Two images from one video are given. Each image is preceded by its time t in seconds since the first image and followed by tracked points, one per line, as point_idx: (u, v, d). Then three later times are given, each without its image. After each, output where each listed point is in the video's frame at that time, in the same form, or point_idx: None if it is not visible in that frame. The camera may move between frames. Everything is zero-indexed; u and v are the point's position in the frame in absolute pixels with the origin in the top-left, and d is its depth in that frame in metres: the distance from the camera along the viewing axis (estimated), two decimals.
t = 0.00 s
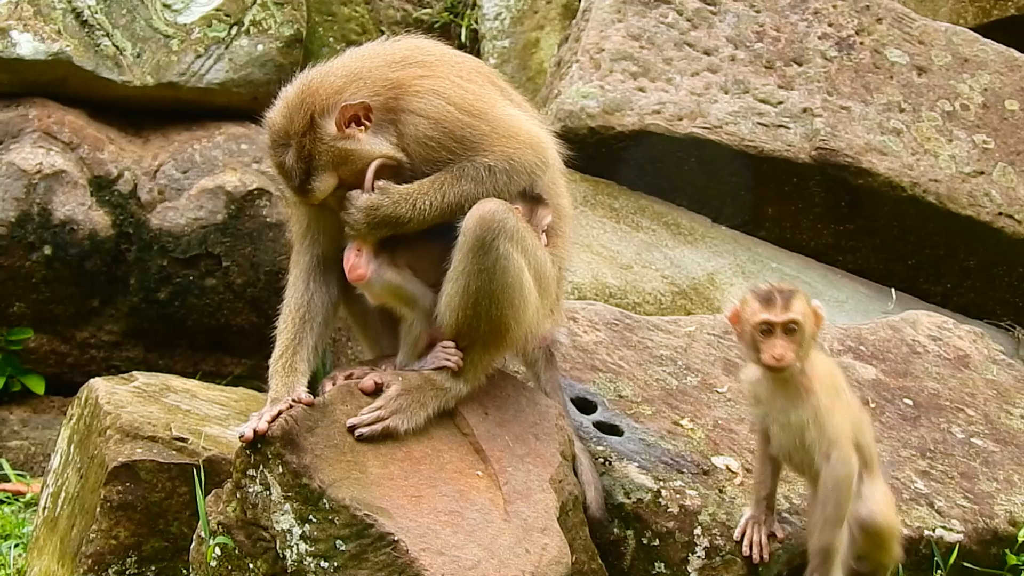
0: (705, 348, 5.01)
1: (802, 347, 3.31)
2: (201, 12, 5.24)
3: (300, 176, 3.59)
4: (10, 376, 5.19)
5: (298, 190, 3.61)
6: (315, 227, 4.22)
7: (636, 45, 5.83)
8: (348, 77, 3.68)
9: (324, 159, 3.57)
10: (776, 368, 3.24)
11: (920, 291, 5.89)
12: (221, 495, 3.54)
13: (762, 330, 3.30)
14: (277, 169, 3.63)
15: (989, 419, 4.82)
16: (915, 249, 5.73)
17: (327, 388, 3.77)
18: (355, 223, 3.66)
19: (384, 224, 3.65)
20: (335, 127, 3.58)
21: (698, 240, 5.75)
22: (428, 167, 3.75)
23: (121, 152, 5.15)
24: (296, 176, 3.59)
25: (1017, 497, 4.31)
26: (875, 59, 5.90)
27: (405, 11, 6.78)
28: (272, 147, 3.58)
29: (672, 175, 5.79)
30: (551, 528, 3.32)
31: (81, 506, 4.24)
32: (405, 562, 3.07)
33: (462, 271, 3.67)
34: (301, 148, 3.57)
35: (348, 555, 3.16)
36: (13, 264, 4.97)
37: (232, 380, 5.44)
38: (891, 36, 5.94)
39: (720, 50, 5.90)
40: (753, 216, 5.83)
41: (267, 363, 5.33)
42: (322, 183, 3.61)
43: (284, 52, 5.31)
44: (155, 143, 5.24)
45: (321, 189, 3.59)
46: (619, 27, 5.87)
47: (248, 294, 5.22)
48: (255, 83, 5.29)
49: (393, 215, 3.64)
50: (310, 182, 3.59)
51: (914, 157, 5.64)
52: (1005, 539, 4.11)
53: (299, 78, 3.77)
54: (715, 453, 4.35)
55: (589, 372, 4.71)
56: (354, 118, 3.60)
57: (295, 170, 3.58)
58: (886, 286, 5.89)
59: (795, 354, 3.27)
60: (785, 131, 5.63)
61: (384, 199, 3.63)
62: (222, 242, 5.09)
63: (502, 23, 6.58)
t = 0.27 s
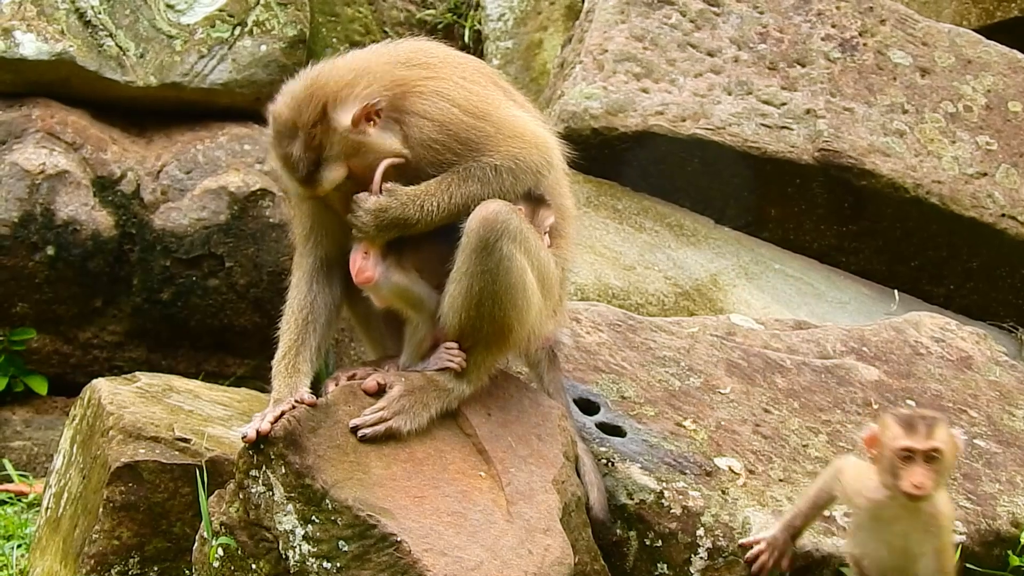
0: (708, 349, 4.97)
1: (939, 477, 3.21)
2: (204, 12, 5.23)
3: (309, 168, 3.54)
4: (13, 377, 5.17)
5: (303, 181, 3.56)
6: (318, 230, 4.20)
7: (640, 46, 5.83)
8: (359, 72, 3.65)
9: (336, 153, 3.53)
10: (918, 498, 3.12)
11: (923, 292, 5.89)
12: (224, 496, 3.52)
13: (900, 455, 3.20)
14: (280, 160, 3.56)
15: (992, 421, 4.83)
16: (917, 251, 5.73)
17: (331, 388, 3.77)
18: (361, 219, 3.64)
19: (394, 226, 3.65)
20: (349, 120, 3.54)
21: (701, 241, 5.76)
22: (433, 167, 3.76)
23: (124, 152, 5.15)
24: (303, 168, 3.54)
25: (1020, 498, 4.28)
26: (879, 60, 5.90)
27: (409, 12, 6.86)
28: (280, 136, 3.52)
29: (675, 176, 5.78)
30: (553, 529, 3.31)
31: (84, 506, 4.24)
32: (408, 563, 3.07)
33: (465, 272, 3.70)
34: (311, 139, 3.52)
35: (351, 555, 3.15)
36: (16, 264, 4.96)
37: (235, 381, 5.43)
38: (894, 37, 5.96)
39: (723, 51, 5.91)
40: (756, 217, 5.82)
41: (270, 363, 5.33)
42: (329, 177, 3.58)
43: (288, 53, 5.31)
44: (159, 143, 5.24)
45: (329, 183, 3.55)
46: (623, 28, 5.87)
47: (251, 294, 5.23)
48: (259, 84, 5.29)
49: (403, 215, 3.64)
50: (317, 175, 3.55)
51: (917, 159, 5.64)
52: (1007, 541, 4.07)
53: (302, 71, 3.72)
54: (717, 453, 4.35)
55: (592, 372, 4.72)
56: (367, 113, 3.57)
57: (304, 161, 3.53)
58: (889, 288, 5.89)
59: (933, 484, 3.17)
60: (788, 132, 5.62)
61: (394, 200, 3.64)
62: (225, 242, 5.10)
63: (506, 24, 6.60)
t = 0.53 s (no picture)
0: (710, 347, 4.97)
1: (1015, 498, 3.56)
2: (204, 12, 5.25)
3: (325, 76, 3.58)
4: (14, 376, 5.17)
5: (317, 88, 3.59)
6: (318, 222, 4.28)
7: (640, 44, 5.84)
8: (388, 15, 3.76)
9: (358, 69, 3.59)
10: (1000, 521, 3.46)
11: (925, 290, 5.88)
12: (225, 495, 3.52)
13: (979, 480, 3.54)
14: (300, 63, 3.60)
15: (994, 418, 4.85)
16: (919, 248, 5.73)
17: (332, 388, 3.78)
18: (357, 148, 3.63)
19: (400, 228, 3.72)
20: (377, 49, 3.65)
21: (702, 238, 5.74)
22: (434, 159, 3.82)
23: (125, 152, 5.15)
24: (323, 74, 3.59)
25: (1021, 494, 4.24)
26: (880, 58, 5.90)
27: (410, 12, 6.75)
28: (312, 36, 3.58)
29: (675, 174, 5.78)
30: (555, 527, 3.32)
31: (86, 506, 4.25)
32: (410, 561, 3.08)
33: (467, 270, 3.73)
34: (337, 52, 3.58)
35: (352, 554, 3.16)
36: (17, 264, 4.98)
37: (236, 380, 5.43)
38: (894, 35, 5.95)
39: (724, 49, 5.91)
40: (757, 215, 5.80)
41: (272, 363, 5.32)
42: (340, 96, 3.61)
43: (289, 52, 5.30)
44: (159, 143, 5.23)
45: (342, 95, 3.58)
46: (623, 26, 5.87)
47: (253, 294, 5.23)
48: (259, 83, 5.29)
49: (405, 214, 3.71)
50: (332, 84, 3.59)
51: (918, 156, 5.64)
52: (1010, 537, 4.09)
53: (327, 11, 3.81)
54: (719, 452, 4.36)
55: (594, 371, 4.72)
56: (394, 50, 3.68)
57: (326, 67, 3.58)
58: (890, 285, 5.87)
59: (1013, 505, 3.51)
60: (789, 130, 5.62)
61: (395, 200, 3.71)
62: (227, 241, 5.10)
63: (506, 22, 6.62)
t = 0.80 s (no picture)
0: (714, 349, 4.97)
1: None
2: (208, 15, 5.19)
3: (359, 31, 3.78)
4: (18, 379, 5.17)
5: (350, 42, 3.78)
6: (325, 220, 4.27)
7: (644, 46, 5.83)
8: None
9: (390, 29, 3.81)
10: None
11: (929, 291, 5.89)
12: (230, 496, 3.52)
13: None
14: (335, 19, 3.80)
15: (999, 419, 4.86)
16: (923, 249, 5.73)
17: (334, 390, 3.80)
18: (380, 104, 3.79)
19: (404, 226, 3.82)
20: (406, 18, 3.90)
21: (705, 239, 5.73)
22: (442, 151, 4.00)
23: (129, 155, 5.15)
24: (358, 28, 3.79)
25: None
26: (883, 59, 5.91)
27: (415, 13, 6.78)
28: None
29: (679, 176, 5.77)
30: (559, 530, 3.33)
31: (91, 508, 4.26)
32: (415, 563, 3.09)
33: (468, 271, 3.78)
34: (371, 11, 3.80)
35: (356, 556, 3.17)
36: (22, 266, 4.98)
37: (240, 382, 5.43)
38: (898, 36, 5.96)
39: (727, 51, 5.91)
40: (761, 216, 5.79)
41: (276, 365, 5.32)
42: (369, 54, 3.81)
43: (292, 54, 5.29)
44: (163, 145, 5.24)
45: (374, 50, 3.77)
46: (627, 28, 5.87)
47: (257, 296, 5.23)
48: (263, 85, 5.30)
49: (411, 212, 3.81)
50: (365, 39, 3.78)
51: (922, 157, 5.64)
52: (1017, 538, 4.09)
53: None
54: (723, 453, 4.35)
55: (598, 372, 4.71)
56: (421, 24, 3.93)
57: (361, 23, 3.79)
58: (894, 287, 5.88)
59: None
60: (794, 131, 5.61)
61: (396, 200, 3.80)
62: (231, 244, 5.10)
63: (509, 24, 6.79)
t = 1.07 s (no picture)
0: (732, 356, 4.98)
1: None
2: (224, 23, 5.19)
3: (411, 22, 3.92)
4: (37, 388, 5.18)
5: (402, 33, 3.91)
6: (344, 226, 4.27)
7: (660, 53, 5.81)
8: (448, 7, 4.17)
9: (439, 23, 3.94)
10: None
11: (947, 298, 5.94)
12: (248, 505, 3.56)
13: None
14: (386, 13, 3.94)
15: (1018, 427, 4.88)
16: (940, 257, 5.79)
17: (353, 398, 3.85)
18: (428, 93, 3.88)
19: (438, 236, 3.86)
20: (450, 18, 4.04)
21: (723, 247, 5.76)
22: (470, 155, 4.06)
23: (146, 163, 5.15)
24: (410, 20, 3.92)
25: None
26: (900, 66, 5.90)
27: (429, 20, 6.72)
28: None
29: (695, 183, 5.78)
30: (579, 538, 3.43)
31: (109, 517, 4.27)
32: (433, 571, 3.19)
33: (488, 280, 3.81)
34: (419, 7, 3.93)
35: (375, 564, 3.27)
36: (39, 275, 5.00)
37: (259, 391, 5.43)
38: (914, 43, 5.94)
39: (744, 58, 5.89)
40: (779, 224, 5.80)
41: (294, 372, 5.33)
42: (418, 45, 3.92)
43: (309, 63, 5.28)
44: (180, 154, 5.24)
45: (425, 40, 3.89)
46: (643, 35, 5.82)
47: (274, 304, 5.24)
48: (280, 93, 5.29)
49: (441, 218, 3.86)
50: (417, 30, 3.91)
51: (940, 164, 5.66)
52: None
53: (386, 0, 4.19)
54: (742, 461, 4.37)
55: (616, 380, 4.72)
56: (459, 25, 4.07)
57: (412, 15, 3.92)
58: (912, 294, 5.92)
59: None
60: (810, 139, 5.61)
61: (425, 208, 3.84)
62: (248, 252, 5.12)
63: (525, 32, 6.78)
